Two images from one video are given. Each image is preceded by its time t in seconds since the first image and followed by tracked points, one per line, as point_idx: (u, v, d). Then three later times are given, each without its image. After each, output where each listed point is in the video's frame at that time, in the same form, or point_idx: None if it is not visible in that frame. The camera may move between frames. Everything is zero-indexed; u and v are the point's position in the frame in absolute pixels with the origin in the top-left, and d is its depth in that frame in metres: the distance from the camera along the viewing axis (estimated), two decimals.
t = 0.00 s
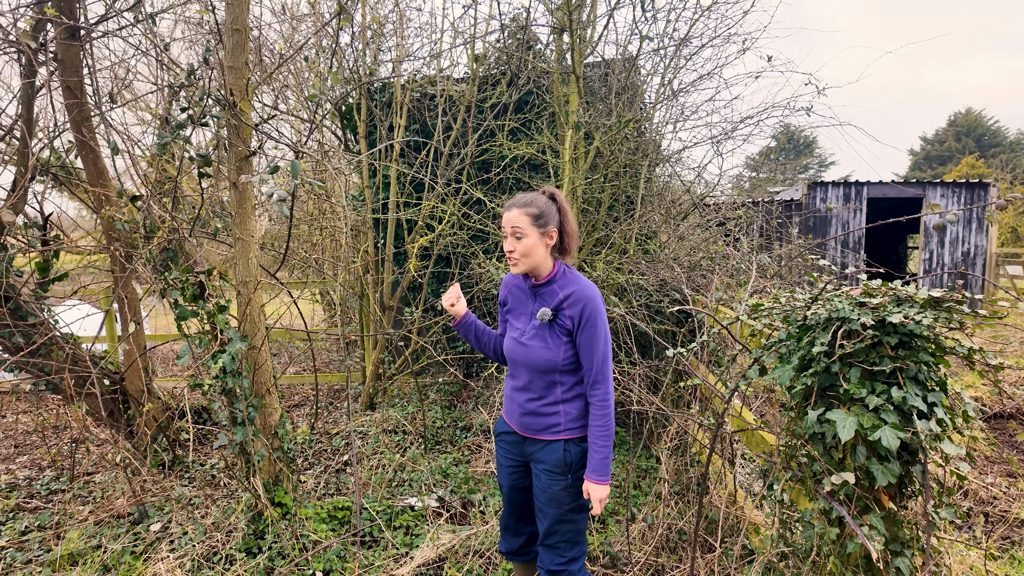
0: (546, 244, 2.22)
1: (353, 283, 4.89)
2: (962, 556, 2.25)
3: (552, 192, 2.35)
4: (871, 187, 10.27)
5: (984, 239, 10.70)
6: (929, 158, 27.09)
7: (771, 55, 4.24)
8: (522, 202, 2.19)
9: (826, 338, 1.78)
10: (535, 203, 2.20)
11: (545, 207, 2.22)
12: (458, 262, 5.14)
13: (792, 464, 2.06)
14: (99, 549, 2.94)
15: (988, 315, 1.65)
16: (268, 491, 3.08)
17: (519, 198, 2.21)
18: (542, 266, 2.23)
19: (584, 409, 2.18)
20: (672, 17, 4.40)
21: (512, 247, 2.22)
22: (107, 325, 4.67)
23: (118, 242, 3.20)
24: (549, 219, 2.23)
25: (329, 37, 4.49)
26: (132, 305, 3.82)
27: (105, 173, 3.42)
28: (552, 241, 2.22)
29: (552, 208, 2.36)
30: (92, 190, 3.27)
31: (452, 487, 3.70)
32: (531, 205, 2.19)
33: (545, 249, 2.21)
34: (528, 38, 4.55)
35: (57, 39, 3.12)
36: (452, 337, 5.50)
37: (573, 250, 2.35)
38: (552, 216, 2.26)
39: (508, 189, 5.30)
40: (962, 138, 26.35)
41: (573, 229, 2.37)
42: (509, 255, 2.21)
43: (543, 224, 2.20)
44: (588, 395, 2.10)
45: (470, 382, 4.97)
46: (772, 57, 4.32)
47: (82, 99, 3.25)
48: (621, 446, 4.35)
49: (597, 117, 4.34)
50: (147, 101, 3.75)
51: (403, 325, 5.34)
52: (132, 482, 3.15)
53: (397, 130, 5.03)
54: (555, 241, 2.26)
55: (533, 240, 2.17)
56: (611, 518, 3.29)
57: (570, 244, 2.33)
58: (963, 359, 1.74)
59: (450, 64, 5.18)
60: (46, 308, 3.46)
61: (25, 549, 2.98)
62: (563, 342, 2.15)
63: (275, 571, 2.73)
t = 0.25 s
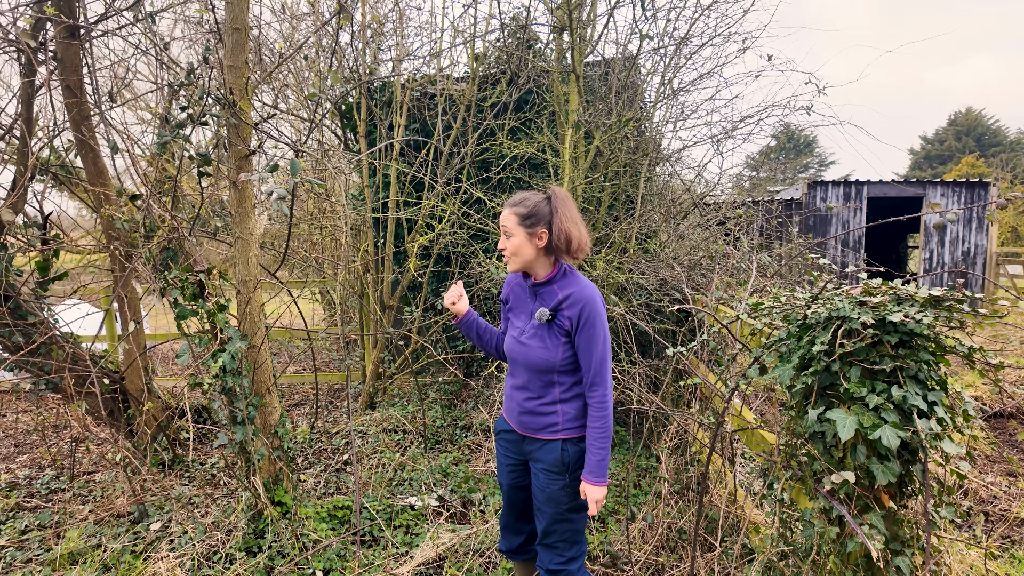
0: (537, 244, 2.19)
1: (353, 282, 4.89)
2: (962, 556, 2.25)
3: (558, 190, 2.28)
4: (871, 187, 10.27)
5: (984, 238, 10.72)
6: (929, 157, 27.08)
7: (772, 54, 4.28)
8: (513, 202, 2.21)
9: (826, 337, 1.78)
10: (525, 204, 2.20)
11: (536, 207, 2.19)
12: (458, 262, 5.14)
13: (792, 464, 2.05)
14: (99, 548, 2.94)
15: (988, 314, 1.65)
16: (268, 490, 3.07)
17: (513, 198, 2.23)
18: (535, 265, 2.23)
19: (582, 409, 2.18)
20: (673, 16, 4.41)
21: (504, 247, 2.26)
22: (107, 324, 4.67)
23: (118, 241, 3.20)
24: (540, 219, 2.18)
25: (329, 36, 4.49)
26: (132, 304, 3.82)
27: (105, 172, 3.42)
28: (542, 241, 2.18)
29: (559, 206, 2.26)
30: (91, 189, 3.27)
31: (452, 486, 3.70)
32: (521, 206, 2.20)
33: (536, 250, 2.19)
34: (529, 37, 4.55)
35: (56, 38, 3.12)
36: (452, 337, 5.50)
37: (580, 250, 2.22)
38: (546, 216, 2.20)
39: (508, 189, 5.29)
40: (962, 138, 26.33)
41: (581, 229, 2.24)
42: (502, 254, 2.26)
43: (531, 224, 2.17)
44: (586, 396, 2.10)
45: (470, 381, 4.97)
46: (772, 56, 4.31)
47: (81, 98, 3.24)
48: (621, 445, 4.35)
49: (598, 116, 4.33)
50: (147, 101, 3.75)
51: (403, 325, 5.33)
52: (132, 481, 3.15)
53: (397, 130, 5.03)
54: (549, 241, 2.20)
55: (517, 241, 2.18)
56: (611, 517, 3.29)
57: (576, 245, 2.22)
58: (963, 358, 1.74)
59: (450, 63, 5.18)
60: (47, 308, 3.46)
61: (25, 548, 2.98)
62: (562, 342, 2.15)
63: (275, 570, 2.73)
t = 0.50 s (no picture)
0: (535, 244, 2.19)
1: (353, 281, 4.89)
2: (963, 555, 2.25)
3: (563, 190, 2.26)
4: (872, 186, 10.27)
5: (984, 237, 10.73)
6: (930, 156, 27.06)
7: (772, 53, 4.26)
8: (514, 200, 2.22)
9: (827, 335, 1.78)
10: (526, 202, 2.20)
11: (537, 206, 2.19)
12: (458, 261, 5.14)
13: (792, 462, 2.05)
14: (99, 547, 2.94)
15: (989, 312, 1.64)
16: (268, 489, 3.07)
17: (515, 196, 2.23)
18: (534, 264, 2.23)
19: (581, 410, 2.18)
20: (673, 15, 4.40)
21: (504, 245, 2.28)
22: (107, 323, 4.67)
23: (118, 240, 3.20)
24: (539, 219, 2.17)
25: (329, 35, 4.48)
26: (132, 303, 3.81)
27: (104, 171, 3.41)
28: (539, 241, 2.17)
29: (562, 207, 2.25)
30: (91, 188, 3.27)
31: (452, 485, 3.69)
32: (522, 204, 2.20)
33: (534, 249, 2.19)
34: (529, 36, 4.54)
35: (56, 37, 3.12)
36: (452, 336, 5.50)
37: (578, 252, 2.20)
38: (546, 216, 2.19)
39: (509, 188, 5.29)
40: (962, 137, 26.32)
41: (581, 231, 2.22)
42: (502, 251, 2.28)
43: (530, 223, 2.17)
44: (585, 397, 2.09)
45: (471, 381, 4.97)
46: (773, 55, 4.30)
47: (81, 97, 3.24)
48: (622, 444, 4.35)
49: (598, 115, 4.33)
50: (148, 101, 3.75)
51: (403, 324, 5.33)
52: (132, 480, 3.15)
53: (397, 129, 5.03)
54: (548, 241, 2.19)
55: (514, 239, 2.18)
56: (611, 516, 3.29)
57: (576, 247, 2.20)
58: (964, 357, 1.73)
59: (450, 62, 5.17)
60: (46, 308, 3.46)
61: (25, 547, 2.99)
62: (561, 342, 2.15)
63: (275, 569, 2.73)
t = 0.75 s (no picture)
0: (537, 242, 2.18)
1: (353, 280, 4.89)
2: (964, 554, 2.24)
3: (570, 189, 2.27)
4: (873, 185, 10.27)
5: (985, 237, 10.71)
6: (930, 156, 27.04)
7: (773, 52, 4.26)
8: (519, 197, 2.23)
9: (828, 334, 1.78)
10: (531, 198, 2.21)
11: (541, 203, 2.19)
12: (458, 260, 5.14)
13: (793, 461, 2.04)
14: (99, 546, 2.94)
15: (991, 312, 1.64)
16: (268, 488, 3.07)
17: (520, 193, 2.24)
18: (536, 261, 2.23)
19: (579, 409, 2.18)
20: (674, 14, 4.40)
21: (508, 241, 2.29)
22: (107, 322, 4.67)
23: (119, 239, 3.20)
24: (543, 216, 2.18)
25: (329, 33, 4.48)
26: (132, 302, 3.81)
27: (104, 170, 3.41)
28: (541, 238, 2.18)
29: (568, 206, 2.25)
30: (92, 187, 3.27)
31: (452, 484, 3.69)
32: (527, 200, 2.21)
33: (536, 246, 2.19)
34: (529, 35, 4.54)
35: (56, 35, 3.12)
36: (452, 335, 5.50)
37: (581, 251, 2.19)
38: (549, 214, 2.19)
39: (509, 187, 5.28)
40: (963, 136, 26.29)
41: (584, 231, 2.21)
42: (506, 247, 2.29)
43: (533, 220, 2.17)
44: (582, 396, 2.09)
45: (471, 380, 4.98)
46: (773, 54, 4.30)
47: (81, 96, 3.23)
48: (622, 443, 4.35)
49: (598, 114, 4.32)
50: (148, 99, 3.75)
51: (403, 323, 5.33)
52: (133, 479, 3.15)
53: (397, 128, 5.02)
54: (550, 238, 2.18)
55: (517, 235, 2.19)
56: (612, 515, 3.29)
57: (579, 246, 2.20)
58: (965, 356, 1.73)
59: (451, 61, 5.17)
60: (46, 306, 3.48)
61: (25, 546, 2.99)
62: (560, 341, 2.14)
63: (276, 568, 2.73)
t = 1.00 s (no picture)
0: (542, 242, 2.18)
1: (353, 279, 4.88)
2: (965, 553, 2.24)
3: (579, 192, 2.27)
4: (873, 184, 10.27)
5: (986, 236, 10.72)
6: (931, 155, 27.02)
7: (773, 51, 4.31)
8: (526, 196, 2.23)
9: (828, 333, 1.77)
10: (539, 198, 2.21)
11: (549, 203, 2.19)
12: (458, 259, 5.13)
13: (793, 461, 2.04)
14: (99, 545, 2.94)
15: (991, 311, 1.63)
16: (268, 487, 3.06)
17: (528, 192, 2.24)
18: (540, 261, 2.23)
19: (582, 411, 2.18)
20: (674, 13, 4.40)
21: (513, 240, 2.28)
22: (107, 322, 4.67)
23: (118, 238, 3.19)
24: (549, 216, 2.18)
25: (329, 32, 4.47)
26: (132, 301, 3.81)
27: (104, 169, 3.40)
28: (547, 238, 2.17)
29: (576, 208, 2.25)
30: (92, 186, 3.26)
31: (452, 483, 3.69)
32: (535, 199, 2.20)
33: (542, 246, 2.19)
34: (529, 33, 4.54)
35: (55, 34, 3.11)
36: (452, 334, 5.50)
37: (586, 253, 2.19)
38: (556, 215, 2.19)
39: (509, 186, 5.27)
40: (964, 136, 26.27)
41: (592, 234, 2.21)
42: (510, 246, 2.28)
43: (539, 219, 2.17)
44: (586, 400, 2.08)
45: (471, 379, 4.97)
46: (774, 53, 4.30)
47: (80, 94, 3.23)
48: (622, 442, 4.35)
49: (599, 113, 4.32)
50: (148, 98, 3.75)
51: (403, 322, 5.33)
52: (133, 478, 3.15)
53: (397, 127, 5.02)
54: (555, 239, 2.18)
55: (522, 234, 2.18)
56: (612, 515, 3.29)
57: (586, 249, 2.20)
58: (966, 355, 1.73)
59: (450, 60, 5.17)
60: (46, 305, 3.49)
61: (25, 545, 2.99)
62: (563, 344, 2.14)
63: (276, 567, 2.72)
